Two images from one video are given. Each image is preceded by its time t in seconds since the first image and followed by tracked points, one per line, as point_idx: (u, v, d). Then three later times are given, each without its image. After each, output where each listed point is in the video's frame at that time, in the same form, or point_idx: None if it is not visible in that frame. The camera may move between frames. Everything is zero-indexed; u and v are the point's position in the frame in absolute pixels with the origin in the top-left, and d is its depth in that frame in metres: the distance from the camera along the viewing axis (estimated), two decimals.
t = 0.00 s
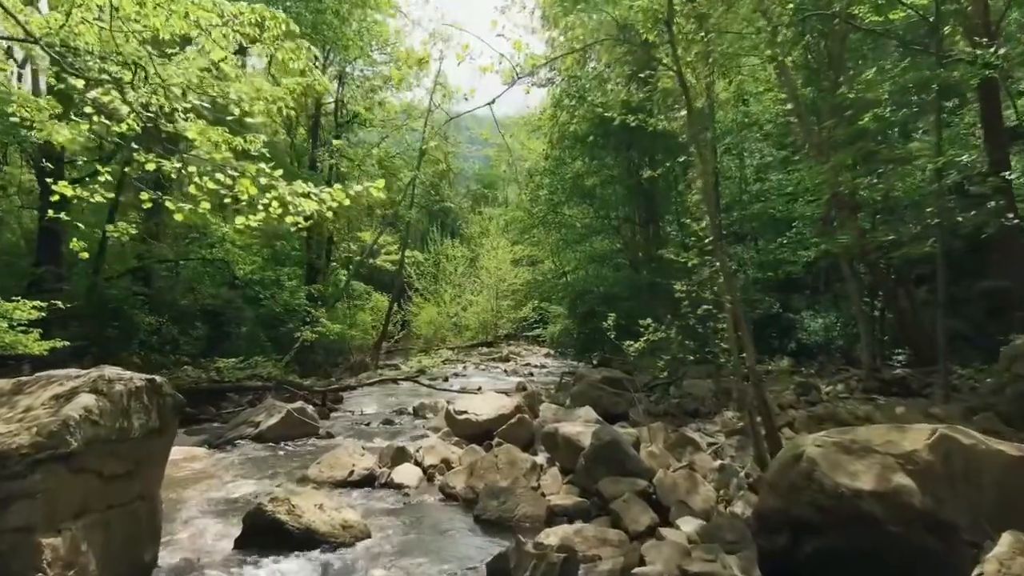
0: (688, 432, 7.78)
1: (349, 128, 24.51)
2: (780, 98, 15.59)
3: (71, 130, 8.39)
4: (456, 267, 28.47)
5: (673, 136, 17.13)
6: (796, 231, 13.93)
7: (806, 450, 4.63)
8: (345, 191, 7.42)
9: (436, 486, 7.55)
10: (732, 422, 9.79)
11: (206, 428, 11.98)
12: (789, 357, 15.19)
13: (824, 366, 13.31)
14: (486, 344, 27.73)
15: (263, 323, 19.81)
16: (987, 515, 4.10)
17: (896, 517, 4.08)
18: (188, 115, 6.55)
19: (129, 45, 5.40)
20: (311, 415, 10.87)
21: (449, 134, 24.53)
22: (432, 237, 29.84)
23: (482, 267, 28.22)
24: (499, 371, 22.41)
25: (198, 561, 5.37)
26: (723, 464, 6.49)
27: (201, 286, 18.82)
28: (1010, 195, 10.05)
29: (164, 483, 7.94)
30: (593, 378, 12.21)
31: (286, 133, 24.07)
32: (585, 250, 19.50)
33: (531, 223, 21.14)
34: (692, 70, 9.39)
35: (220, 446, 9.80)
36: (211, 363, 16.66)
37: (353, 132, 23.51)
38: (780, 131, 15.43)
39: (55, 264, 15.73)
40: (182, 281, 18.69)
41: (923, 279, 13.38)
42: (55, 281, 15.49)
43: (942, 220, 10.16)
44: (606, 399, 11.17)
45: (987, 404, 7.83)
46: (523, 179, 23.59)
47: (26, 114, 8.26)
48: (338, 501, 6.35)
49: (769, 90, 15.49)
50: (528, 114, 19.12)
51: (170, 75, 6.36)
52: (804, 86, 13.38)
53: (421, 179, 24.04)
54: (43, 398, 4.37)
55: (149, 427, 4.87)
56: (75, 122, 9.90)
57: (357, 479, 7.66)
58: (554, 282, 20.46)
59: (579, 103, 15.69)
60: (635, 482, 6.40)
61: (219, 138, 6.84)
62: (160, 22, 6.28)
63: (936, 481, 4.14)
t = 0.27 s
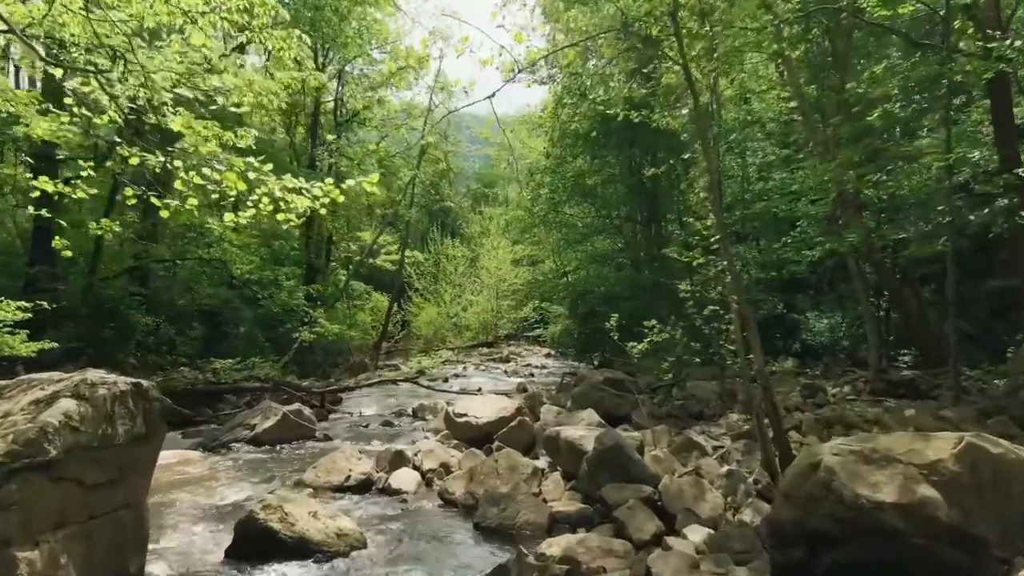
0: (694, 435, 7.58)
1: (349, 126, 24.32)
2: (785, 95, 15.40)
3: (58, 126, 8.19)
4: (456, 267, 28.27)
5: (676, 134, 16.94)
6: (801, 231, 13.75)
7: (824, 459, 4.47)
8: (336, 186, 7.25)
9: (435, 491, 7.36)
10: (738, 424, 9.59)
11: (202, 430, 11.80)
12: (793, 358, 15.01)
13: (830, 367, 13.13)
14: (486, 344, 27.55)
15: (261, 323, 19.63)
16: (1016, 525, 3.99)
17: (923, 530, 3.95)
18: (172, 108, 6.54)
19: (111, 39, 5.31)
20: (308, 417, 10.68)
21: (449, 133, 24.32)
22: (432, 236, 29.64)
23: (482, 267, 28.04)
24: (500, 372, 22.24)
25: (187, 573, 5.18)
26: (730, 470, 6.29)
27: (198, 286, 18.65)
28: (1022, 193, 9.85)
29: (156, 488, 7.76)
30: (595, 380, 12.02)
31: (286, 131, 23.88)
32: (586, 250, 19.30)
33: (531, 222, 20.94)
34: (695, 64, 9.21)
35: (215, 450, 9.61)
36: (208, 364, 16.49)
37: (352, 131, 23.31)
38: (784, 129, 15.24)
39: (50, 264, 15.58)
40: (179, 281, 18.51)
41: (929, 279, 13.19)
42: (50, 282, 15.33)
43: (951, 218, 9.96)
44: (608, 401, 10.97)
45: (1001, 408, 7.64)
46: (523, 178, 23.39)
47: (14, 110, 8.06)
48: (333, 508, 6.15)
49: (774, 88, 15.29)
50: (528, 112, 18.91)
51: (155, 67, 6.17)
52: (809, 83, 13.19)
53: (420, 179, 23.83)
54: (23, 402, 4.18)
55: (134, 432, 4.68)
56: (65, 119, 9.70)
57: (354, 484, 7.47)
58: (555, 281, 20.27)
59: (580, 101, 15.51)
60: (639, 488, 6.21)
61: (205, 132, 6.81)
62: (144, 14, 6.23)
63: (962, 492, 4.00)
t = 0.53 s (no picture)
0: (700, 439, 7.38)
1: (348, 125, 24.15)
2: (789, 92, 15.22)
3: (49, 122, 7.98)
4: (456, 266, 28.10)
5: (679, 132, 16.77)
6: (806, 230, 13.56)
7: (845, 469, 4.28)
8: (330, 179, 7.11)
9: (434, 497, 7.17)
10: (743, 427, 9.39)
11: (199, 432, 11.62)
12: (798, 359, 14.82)
13: (835, 369, 12.93)
14: (487, 344, 27.38)
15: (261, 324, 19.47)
16: None
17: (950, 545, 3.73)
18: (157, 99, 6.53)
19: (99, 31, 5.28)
20: (306, 420, 10.50)
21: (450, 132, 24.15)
22: (433, 236, 29.48)
23: (482, 266, 27.85)
24: (500, 372, 22.08)
25: None
26: (739, 475, 6.08)
27: (196, 286, 18.48)
28: None
29: (148, 493, 7.58)
30: (598, 381, 11.83)
31: (285, 130, 23.71)
32: (588, 250, 19.12)
33: (533, 222, 20.75)
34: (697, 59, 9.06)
35: (210, 453, 9.43)
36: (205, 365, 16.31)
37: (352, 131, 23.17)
38: (788, 126, 15.05)
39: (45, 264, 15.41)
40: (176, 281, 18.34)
41: (937, 279, 13.00)
42: (45, 282, 15.17)
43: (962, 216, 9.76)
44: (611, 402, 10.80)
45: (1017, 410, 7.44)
46: (524, 178, 23.22)
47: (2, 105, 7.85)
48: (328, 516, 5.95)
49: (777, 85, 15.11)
50: (529, 111, 18.73)
51: (144, 57, 5.99)
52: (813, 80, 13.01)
53: (420, 178, 23.67)
54: None
55: (119, 438, 4.48)
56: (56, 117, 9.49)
57: (350, 489, 7.27)
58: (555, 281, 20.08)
59: (581, 99, 15.35)
60: (644, 494, 6.01)
61: (192, 123, 6.81)
62: (131, 4, 6.17)
63: (991, 504, 3.83)
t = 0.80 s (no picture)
0: (707, 443, 7.16)
1: (348, 124, 23.95)
2: (794, 90, 14.99)
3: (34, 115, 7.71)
4: (456, 266, 27.92)
5: (682, 130, 16.55)
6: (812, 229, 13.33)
7: (870, 482, 4.13)
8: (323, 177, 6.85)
9: (432, 503, 6.95)
10: (750, 431, 9.16)
11: (194, 435, 11.41)
12: (802, 360, 14.62)
13: (841, 370, 12.73)
14: (487, 345, 27.16)
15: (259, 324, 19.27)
16: None
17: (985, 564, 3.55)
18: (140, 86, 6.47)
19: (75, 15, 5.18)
20: (302, 422, 10.28)
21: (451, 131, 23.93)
22: (433, 236, 29.28)
23: (483, 266, 27.64)
24: (501, 373, 21.89)
25: None
26: (749, 483, 5.87)
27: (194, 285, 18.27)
28: None
29: (138, 498, 7.35)
30: (601, 383, 11.61)
31: (284, 129, 23.51)
32: (590, 249, 18.90)
33: (534, 221, 20.53)
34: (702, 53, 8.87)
35: (204, 457, 9.22)
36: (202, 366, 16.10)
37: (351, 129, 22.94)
38: (793, 124, 14.82)
39: (39, 264, 15.21)
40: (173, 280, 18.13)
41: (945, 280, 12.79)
42: (39, 281, 14.98)
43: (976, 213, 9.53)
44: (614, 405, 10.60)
45: None
46: (524, 177, 23.02)
47: None
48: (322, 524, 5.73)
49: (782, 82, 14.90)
50: (531, 109, 18.50)
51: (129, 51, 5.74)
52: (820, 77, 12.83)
53: (421, 177, 23.43)
54: None
55: (101, 445, 4.25)
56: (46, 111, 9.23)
57: (347, 495, 7.06)
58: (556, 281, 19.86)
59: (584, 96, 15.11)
60: (651, 501, 5.80)
61: (179, 115, 6.65)
62: None
63: None
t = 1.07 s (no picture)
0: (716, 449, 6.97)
1: (349, 123, 23.78)
2: (800, 87, 14.78)
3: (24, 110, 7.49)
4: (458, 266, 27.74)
5: (688, 129, 16.34)
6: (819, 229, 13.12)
7: (899, 494, 3.98)
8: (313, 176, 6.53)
9: (433, 510, 6.76)
10: (759, 434, 8.95)
11: (192, 438, 11.22)
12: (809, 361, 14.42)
13: (849, 371, 12.53)
14: (489, 346, 26.97)
15: (259, 324, 19.10)
16: None
17: None
18: (126, 77, 6.31)
19: None
20: (301, 425, 10.09)
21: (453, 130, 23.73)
22: (434, 235, 29.10)
23: (484, 266, 27.45)
24: (503, 373, 21.71)
25: None
26: (762, 491, 5.67)
27: (194, 285, 18.09)
28: None
29: (133, 504, 7.17)
30: (605, 385, 11.42)
31: (284, 127, 23.33)
32: (593, 249, 18.71)
33: (537, 220, 20.33)
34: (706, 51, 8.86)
35: (201, 461, 9.03)
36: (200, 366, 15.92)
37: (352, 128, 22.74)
38: (799, 122, 14.60)
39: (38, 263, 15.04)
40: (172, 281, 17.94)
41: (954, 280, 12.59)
42: (36, 281, 14.81)
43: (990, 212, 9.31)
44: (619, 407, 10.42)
45: None
46: (527, 176, 22.84)
47: None
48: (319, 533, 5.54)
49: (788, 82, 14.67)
50: (534, 107, 18.29)
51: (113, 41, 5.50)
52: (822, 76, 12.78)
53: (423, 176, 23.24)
54: None
55: (86, 453, 4.08)
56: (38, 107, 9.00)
57: (346, 501, 6.87)
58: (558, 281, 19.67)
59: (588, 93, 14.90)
60: (660, 508, 5.61)
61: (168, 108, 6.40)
62: None
63: None
